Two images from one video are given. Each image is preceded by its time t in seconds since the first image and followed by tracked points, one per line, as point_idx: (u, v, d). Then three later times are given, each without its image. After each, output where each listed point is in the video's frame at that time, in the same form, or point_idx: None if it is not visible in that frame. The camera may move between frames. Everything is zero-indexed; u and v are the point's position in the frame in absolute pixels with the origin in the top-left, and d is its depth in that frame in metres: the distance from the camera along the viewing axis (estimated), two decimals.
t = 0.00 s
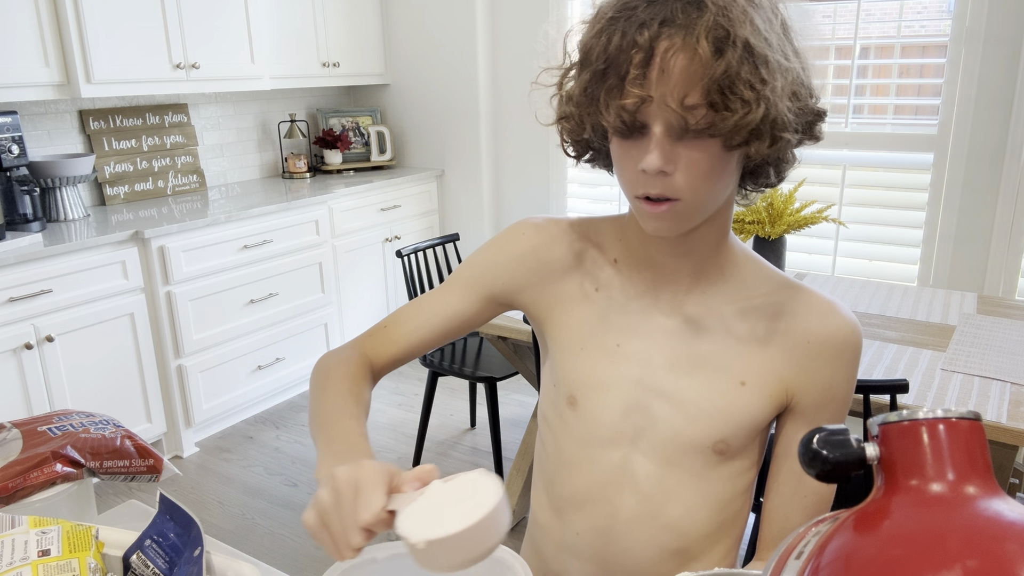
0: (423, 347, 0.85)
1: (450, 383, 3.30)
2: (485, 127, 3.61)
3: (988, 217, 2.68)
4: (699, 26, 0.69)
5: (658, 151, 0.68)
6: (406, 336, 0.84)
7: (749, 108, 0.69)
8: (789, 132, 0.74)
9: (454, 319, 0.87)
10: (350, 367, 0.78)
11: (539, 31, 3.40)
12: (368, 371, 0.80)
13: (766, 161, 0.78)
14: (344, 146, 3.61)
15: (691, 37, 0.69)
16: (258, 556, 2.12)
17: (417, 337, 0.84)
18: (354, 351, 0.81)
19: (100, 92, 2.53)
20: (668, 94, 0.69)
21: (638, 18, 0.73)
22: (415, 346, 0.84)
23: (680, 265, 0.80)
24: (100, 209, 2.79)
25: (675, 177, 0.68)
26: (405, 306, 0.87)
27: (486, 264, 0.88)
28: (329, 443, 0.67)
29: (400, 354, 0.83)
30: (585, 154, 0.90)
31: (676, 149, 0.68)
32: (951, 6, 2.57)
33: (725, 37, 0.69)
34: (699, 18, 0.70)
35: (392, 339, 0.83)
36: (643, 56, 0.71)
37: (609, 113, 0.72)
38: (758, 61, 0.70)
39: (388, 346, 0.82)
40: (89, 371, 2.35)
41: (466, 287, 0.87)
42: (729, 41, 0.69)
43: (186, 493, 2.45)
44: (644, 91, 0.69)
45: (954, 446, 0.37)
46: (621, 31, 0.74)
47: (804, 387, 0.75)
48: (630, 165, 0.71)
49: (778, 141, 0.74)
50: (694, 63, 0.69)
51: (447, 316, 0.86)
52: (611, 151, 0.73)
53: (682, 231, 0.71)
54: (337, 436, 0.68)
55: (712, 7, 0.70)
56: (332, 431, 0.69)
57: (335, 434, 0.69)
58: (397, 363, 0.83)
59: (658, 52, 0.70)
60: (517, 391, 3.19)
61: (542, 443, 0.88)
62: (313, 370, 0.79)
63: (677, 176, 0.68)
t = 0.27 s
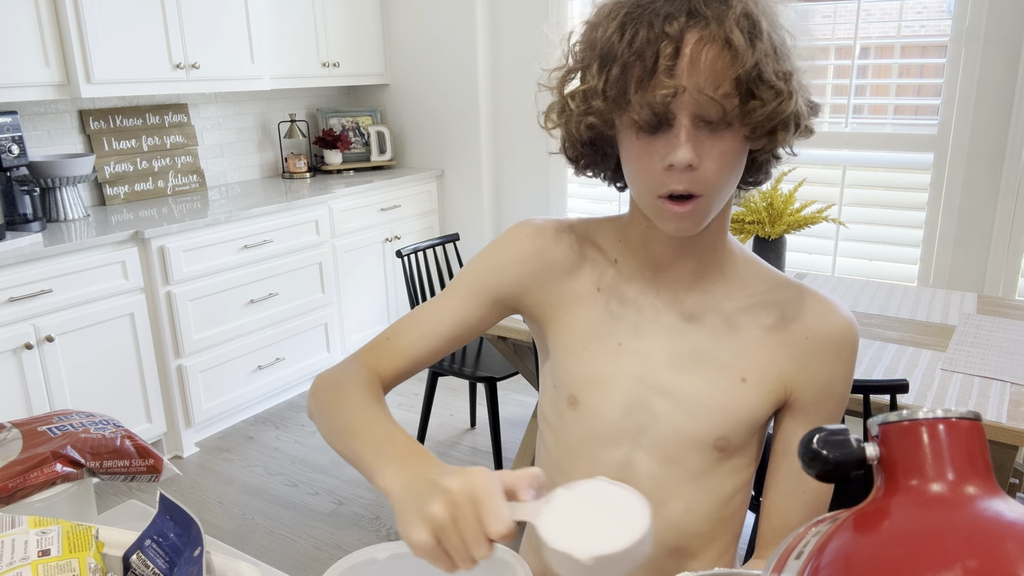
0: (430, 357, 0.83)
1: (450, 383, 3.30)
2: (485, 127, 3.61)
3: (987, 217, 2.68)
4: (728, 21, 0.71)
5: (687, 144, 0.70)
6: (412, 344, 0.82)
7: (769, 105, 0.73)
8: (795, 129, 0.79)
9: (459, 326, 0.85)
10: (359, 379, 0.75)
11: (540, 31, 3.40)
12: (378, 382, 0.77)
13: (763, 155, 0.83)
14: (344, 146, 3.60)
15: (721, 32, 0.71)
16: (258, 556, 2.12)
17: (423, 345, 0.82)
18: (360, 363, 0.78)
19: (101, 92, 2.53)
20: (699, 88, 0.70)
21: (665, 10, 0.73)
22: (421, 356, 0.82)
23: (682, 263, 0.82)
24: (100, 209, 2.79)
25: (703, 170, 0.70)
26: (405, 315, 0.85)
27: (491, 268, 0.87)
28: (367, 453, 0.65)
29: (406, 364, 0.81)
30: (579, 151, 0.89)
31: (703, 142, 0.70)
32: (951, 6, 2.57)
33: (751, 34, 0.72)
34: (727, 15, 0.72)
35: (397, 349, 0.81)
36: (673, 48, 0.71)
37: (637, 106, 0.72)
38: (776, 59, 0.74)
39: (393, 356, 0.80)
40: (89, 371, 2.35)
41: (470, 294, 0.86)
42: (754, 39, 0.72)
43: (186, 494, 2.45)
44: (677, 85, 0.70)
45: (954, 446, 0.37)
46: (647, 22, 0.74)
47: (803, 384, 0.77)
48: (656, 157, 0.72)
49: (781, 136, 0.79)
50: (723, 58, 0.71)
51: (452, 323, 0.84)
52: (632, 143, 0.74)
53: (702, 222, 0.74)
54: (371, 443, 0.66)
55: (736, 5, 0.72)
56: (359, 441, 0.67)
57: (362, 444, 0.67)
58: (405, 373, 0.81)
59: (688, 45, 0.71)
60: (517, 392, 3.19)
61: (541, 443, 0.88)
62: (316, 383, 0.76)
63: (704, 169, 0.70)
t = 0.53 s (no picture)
0: (446, 368, 0.76)
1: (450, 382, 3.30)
2: (485, 127, 3.61)
3: (987, 217, 2.68)
4: (748, 21, 0.73)
5: (721, 140, 0.70)
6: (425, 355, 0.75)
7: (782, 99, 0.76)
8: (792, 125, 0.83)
9: (473, 333, 0.78)
10: (373, 402, 0.69)
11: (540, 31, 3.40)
12: (393, 402, 0.71)
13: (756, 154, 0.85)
14: (344, 146, 3.60)
15: (743, 31, 0.73)
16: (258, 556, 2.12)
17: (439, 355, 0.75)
18: (371, 382, 0.71)
19: (101, 92, 2.53)
20: (728, 85, 0.71)
21: (686, 9, 0.74)
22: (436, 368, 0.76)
23: (682, 262, 0.82)
24: (99, 209, 2.79)
25: (738, 165, 0.71)
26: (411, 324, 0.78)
27: (500, 269, 0.81)
28: (404, 490, 0.61)
29: (420, 378, 0.74)
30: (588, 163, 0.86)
31: (733, 138, 0.71)
32: (951, 6, 2.57)
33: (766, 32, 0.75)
34: (746, 13, 0.74)
35: (409, 363, 0.74)
36: (701, 47, 0.72)
37: (669, 105, 0.71)
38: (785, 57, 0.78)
39: (406, 371, 0.74)
40: (89, 371, 2.35)
41: (481, 297, 0.79)
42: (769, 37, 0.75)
43: (186, 494, 2.45)
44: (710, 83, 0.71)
45: (954, 446, 0.37)
46: (672, 22, 0.74)
47: (801, 375, 0.78)
48: (689, 155, 0.71)
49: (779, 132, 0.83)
50: (745, 57, 0.73)
51: (465, 330, 0.78)
52: (664, 144, 0.72)
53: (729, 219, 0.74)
54: (406, 477, 0.62)
55: (752, 7, 0.75)
56: (392, 475, 0.62)
57: (393, 478, 0.62)
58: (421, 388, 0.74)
59: (713, 44, 0.72)
60: (517, 392, 3.19)
61: (542, 442, 0.88)
62: (326, 412, 0.69)
63: (735, 164, 0.71)
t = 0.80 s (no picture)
0: (449, 372, 0.75)
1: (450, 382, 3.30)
2: (485, 127, 3.61)
3: (987, 217, 2.68)
4: (739, 30, 0.72)
5: (706, 151, 0.71)
6: (429, 360, 0.73)
7: (772, 111, 0.76)
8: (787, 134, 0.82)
9: (475, 335, 0.77)
10: (378, 412, 0.68)
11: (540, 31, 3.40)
12: (397, 410, 0.70)
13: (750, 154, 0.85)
14: (344, 146, 3.60)
15: (734, 41, 0.72)
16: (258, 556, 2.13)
17: (442, 358, 0.74)
18: (375, 391, 0.69)
19: (100, 92, 2.53)
20: (717, 96, 0.71)
21: (678, 17, 0.73)
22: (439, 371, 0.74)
23: (680, 260, 0.82)
24: (99, 209, 2.79)
25: (722, 176, 0.71)
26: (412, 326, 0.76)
27: (501, 270, 0.80)
28: (417, 511, 0.60)
29: (424, 384, 0.73)
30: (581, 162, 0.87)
31: (719, 149, 0.71)
32: (951, 6, 2.57)
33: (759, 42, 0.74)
34: (739, 24, 0.73)
35: (411, 367, 0.72)
36: (691, 58, 0.71)
37: (655, 116, 0.72)
38: (779, 67, 0.77)
39: (409, 377, 0.72)
40: (89, 371, 2.35)
41: (482, 298, 0.78)
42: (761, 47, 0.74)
43: (186, 493, 2.45)
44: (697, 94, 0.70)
45: (954, 447, 0.37)
46: (662, 30, 0.73)
47: (798, 372, 0.79)
48: (674, 165, 0.72)
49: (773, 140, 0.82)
50: (736, 66, 0.72)
51: (467, 332, 0.76)
52: (650, 152, 0.73)
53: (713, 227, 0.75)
54: (417, 497, 0.61)
55: (745, 13, 0.74)
56: (403, 495, 0.61)
57: (404, 499, 0.61)
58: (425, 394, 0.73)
59: (704, 54, 0.72)
60: (517, 391, 3.19)
61: (541, 443, 0.88)
62: (329, 421, 0.67)
63: (721, 175, 0.71)
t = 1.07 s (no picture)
0: (449, 375, 0.74)
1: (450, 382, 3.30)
2: (485, 127, 3.61)
3: (987, 217, 2.68)
4: (734, 32, 0.72)
5: (696, 153, 0.70)
6: (427, 363, 0.73)
7: (765, 115, 0.75)
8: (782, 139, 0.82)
9: (474, 337, 0.77)
10: (375, 418, 0.68)
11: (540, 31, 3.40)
12: (395, 414, 0.70)
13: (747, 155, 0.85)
14: (344, 146, 3.60)
15: (728, 43, 0.72)
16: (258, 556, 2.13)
17: (441, 361, 0.74)
18: (373, 395, 0.70)
19: (100, 92, 2.53)
20: (709, 98, 0.71)
21: (672, 18, 0.73)
22: (439, 374, 0.74)
23: (678, 261, 0.82)
24: (99, 209, 2.79)
25: (713, 178, 0.71)
26: (413, 327, 0.76)
27: (500, 271, 0.80)
28: (408, 523, 0.60)
29: (423, 387, 0.73)
30: (576, 159, 0.88)
31: (710, 151, 0.71)
32: (951, 6, 2.57)
33: (753, 45, 0.74)
34: (733, 25, 0.73)
35: (410, 370, 0.72)
36: (683, 59, 0.72)
37: (646, 117, 0.72)
38: (774, 70, 0.76)
39: (408, 380, 0.72)
40: (89, 371, 2.35)
41: (481, 300, 0.78)
42: (756, 49, 0.74)
43: (186, 494, 2.45)
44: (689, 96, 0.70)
45: (954, 446, 0.37)
46: (656, 31, 0.73)
47: (797, 374, 0.79)
48: (665, 167, 0.72)
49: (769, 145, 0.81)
50: (729, 68, 0.72)
51: (466, 334, 0.76)
52: (641, 152, 0.73)
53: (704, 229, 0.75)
54: (409, 509, 0.61)
55: (740, 15, 0.73)
56: (395, 507, 0.61)
57: (397, 510, 0.61)
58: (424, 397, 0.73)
59: (697, 56, 0.72)
60: (517, 391, 3.19)
61: (539, 444, 0.88)
62: (328, 425, 0.68)
63: (713, 178, 0.71)
